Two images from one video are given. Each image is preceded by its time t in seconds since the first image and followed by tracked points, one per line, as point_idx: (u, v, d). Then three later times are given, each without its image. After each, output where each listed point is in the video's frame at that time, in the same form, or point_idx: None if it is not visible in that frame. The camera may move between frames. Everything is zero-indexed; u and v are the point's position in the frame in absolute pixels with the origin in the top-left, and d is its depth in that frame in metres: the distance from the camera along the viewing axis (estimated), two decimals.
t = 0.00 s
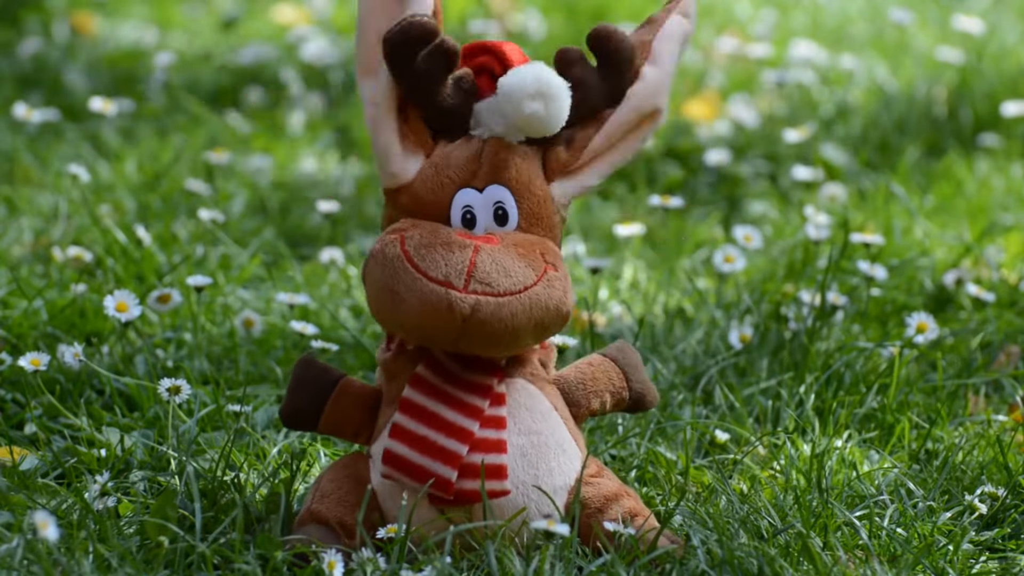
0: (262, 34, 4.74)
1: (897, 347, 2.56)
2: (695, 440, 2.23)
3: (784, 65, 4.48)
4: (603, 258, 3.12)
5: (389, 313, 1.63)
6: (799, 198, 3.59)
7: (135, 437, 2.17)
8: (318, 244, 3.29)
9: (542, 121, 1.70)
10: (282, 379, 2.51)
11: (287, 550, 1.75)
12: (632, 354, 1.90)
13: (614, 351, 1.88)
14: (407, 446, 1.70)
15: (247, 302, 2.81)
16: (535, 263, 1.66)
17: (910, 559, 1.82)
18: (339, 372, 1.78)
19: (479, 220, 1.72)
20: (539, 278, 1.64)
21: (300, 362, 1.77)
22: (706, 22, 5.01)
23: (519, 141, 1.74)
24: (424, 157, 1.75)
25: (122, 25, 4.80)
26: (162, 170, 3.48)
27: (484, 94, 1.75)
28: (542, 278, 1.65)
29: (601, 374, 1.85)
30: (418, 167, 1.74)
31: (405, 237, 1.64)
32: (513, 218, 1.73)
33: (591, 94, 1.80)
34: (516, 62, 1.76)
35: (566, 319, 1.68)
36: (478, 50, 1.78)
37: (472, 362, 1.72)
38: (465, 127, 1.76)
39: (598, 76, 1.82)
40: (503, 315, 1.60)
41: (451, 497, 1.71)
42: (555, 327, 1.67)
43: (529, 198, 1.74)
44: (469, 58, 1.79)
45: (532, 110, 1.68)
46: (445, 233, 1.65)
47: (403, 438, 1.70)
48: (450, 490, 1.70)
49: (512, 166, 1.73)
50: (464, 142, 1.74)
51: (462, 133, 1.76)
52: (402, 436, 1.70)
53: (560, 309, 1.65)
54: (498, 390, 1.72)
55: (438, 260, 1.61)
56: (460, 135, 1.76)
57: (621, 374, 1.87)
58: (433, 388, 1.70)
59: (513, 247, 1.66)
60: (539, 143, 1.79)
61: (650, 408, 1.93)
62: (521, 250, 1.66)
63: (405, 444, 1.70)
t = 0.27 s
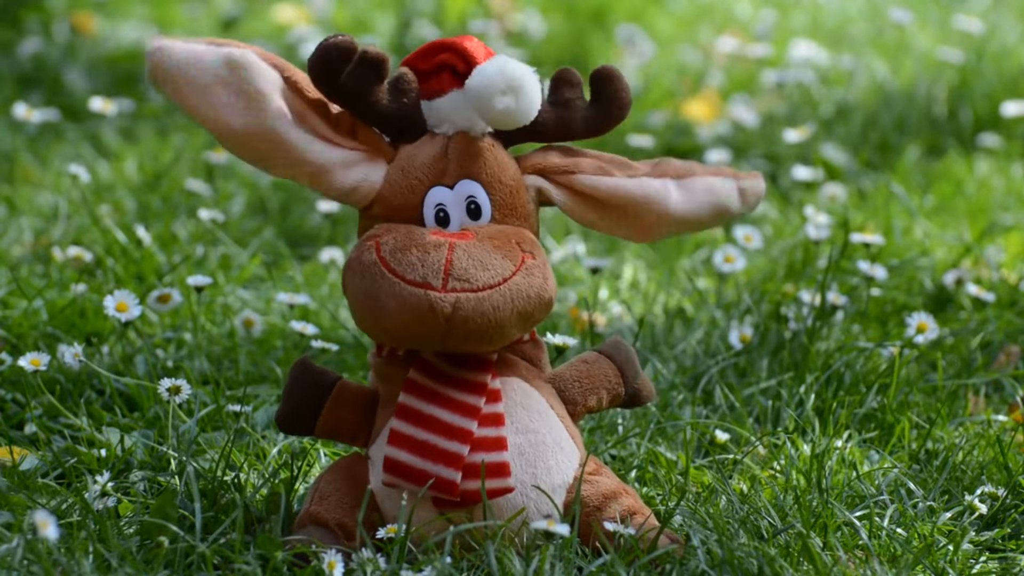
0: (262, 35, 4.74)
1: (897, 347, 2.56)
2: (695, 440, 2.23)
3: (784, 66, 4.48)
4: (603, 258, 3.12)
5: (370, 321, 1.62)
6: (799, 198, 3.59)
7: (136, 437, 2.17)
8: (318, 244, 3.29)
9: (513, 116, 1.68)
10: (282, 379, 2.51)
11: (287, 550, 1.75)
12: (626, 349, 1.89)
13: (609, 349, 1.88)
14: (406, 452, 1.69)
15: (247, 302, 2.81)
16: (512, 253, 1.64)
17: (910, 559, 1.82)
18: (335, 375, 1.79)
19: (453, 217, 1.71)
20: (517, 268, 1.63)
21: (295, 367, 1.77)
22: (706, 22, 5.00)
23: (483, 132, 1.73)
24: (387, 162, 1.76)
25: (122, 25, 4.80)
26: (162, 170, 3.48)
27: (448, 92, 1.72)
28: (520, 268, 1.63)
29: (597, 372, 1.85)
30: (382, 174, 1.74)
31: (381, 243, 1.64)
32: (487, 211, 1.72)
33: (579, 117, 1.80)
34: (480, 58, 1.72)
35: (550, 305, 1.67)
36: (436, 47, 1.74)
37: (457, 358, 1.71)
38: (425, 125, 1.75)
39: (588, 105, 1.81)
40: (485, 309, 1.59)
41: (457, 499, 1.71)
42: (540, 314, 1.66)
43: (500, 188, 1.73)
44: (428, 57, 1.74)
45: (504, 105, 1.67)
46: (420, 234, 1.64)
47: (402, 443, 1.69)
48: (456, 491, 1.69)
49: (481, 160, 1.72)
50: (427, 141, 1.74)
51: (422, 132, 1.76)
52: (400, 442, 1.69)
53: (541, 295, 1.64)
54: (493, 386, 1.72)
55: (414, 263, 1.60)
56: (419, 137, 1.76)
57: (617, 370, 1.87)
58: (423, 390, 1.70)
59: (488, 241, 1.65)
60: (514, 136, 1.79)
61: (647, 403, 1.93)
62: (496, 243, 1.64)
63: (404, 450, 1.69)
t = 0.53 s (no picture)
0: (262, 35, 4.74)
1: (898, 347, 2.56)
2: (695, 440, 2.23)
3: (784, 65, 4.48)
4: (603, 259, 3.12)
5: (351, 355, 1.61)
6: (799, 197, 3.59)
7: (136, 437, 2.17)
8: (318, 244, 3.29)
9: (465, 136, 1.71)
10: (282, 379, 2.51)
11: (287, 550, 1.75)
12: (617, 345, 1.90)
13: (599, 344, 1.89)
14: (408, 472, 1.70)
15: (247, 302, 2.81)
16: (488, 268, 1.63)
17: (910, 558, 1.82)
18: (330, 381, 1.78)
19: (424, 238, 1.70)
20: (495, 283, 1.62)
21: (290, 373, 1.77)
22: (706, 22, 5.00)
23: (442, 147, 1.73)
24: (352, 189, 1.73)
25: (122, 25, 4.80)
26: (162, 169, 3.48)
27: (401, 112, 1.72)
28: (498, 283, 1.62)
29: (590, 369, 1.85)
30: (348, 202, 1.72)
31: (356, 274, 1.62)
32: (457, 226, 1.70)
33: (535, 113, 1.81)
34: (431, 78, 1.72)
35: (533, 311, 1.66)
36: (386, 67, 1.73)
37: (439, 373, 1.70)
38: (384, 147, 1.74)
39: (541, 98, 1.82)
40: (466, 329, 1.58)
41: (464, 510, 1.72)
42: (524, 322, 1.65)
43: (467, 202, 1.71)
44: (378, 77, 1.74)
45: (456, 127, 1.69)
46: (393, 260, 1.62)
47: (402, 464, 1.70)
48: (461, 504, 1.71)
49: (439, 176, 1.71)
50: (387, 163, 1.73)
51: (382, 154, 1.74)
52: (399, 463, 1.70)
53: (521, 305, 1.63)
54: (484, 395, 1.71)
55: (391, 292, 1.58)
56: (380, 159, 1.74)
57: (609, 365, 1.87)
58: (409, 409, 1.70)
59: (461, 258, 1.63)
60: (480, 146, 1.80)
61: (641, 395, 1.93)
62: (469, 260, 1.63)
63: (405, 471, 1.70)
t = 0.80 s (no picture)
0: (262, 35, 4.74)
1: (897, 346, 2.56)
2: (696, 440, 2.23)
3: (784, 66, 4.48)
4: (603, 259, 3.12)
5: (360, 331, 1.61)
6: (799, 198, 3.59)
7: (136, 437, 2.17)
8: (318, 244, 3.29)
9: (489, 119, 1.68)
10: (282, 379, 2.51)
11: (287, 550, 1.75)
12: (618, 345, 1.89)
13: (601, 345, 1.88)
14: (406, 456, 1.69)
15: (247, 302, 2.81)
16: (500, 254, 1.63)
17: (910, 558, 1.82)
18: (330, 380, 1.78)
19: (438, 221, 1.69)
20: (506, 269, 1.62)
21: (289, 373, 1.76)
22: (706, 22, 5.00)
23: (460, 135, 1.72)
24: (367, 171, 1.71)
25: (122, 25, 4.80)
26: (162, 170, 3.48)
27: (422, 96, 1.69)
28: (509, 269, 1.63)
29: (592, 368, 1.84)
30: (363, 183, 1.70)
31: (369, 252, 1.62)
32: (472, 212, 1.70)
33: (554, 105, 1.79)
34: (454, 62, 1.69)
35: (540, 302, 1.67)
36: (407, 52, 1.71)
37: (447, 360, 1.71)
38: (400, 131, 1.73)
39: (562, 91, 1.80)
40: (475, 311, 1.58)
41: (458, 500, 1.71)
42: (532, 312, 1.66)
43: (483, 188, 1.71)
44: (399, 61, 1.72)
45: (480, 109, 1.67)
46: (407, 240, 1.62)
47: (402, 447, 1.69)
48: (457, 493, 1.69)
49: (458, 161, 1.70)
50: (405, 146, 1.71)
51: (398, 139, 1.73)
52: (399, 447, 1.69)
53: (531, 293, 1.64)
54: (489, 387, 1.72)
55: (404, 270, 1.58)
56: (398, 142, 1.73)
57: (611, 365, 1.86)
58: (416, 393, 1.70)
59: (475, 243, 1.63)
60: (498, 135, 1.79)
61: (643, 397, 1.93)
62: (483, 244, 1.63)
63: (403, 455, 1.69)
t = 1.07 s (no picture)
0: (262, 35, 4.74)
1: (898, 346, 2.56)
2: (696, 440, 2.23)
3: (784, 65, 4.48)
4: (603, 259, 3.12)
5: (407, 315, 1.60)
6: (799, 198, 3.59)
7: (135, 437, 2.17)
8: (318, 244, 3.29)
9: (597, 148, 1.69)
10: (282, 379, 2.51)
11: (287, 550, 1.75)
12: (635, 356, 1.89)
13: (618, 353, 1.88)
14: (408, 446, 1.69)
15: (247, 302, 2.81)
16: (557, 280, 1.65)
17: (909, 558, 1.82)
18: (340, 371, 1.78)
19: (504, 231, 1.69)
20: (559, 295, 1.63)
21: (302, 361, 1.76)
22: (706, 22, 5.00)
23: (549, 154, 1.73)
24: (449, 164, 1.73)
25: (122, 24, 4.80)
26: (162, 170, 3.48)
27: (521, 107, 1.71)
28: (562, 296, 1.64)
29: (604, 376, 1.85)
30: (442, 174, 1.71)
31: (429, 242, 1.61)
32: (539, 230, 1.71)
33: (645, 152, 1.81)
34: (562, 83, 1.71)
35: (580, 340, 1.68)
36: (519, 62, 1.73)
37: (482, 369, 1.71)
38: (491, 134, 1.73)
39: (656, 141, 1.82)
40: (520, 329, 1.59)
41: (448, 498, 1.71)
42: (569, 345, 1.66)
43: (557, 214, 1.73)
44: (508, 69, 1.74)
45: (591, 137, 1.67)
46: (470, 242, 1.63)
47: (405, 436, 1.69)
48: (447, 490, 1.70)
49: (543, 180, 1.71)
50: (491, 150, 1.72)
51: (486, 140, 1.73)
52: (404, 435, 1.70)
53: (577, 328, 1.65)
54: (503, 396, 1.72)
55: (461, 270, 1.59)
56: (485, 144, 1.73)
57: (624, 375, 1.87)
58: (437, 388, 1.70)
59: (535, 262, 1.65)
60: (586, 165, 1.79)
61: (653, 411, 1.94)
62: (542, 267, 1.65)
63: (405, 443, 1.69)
